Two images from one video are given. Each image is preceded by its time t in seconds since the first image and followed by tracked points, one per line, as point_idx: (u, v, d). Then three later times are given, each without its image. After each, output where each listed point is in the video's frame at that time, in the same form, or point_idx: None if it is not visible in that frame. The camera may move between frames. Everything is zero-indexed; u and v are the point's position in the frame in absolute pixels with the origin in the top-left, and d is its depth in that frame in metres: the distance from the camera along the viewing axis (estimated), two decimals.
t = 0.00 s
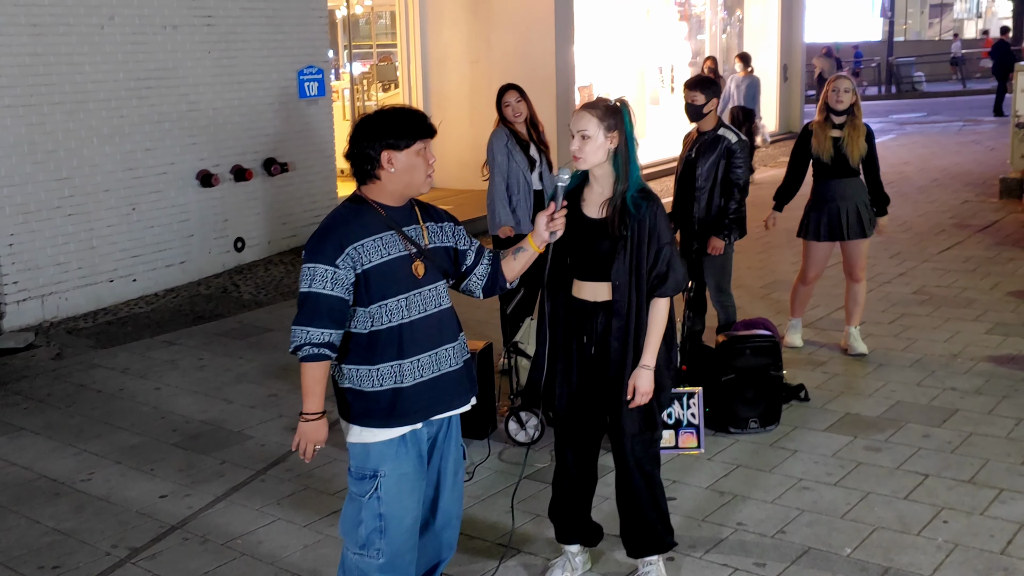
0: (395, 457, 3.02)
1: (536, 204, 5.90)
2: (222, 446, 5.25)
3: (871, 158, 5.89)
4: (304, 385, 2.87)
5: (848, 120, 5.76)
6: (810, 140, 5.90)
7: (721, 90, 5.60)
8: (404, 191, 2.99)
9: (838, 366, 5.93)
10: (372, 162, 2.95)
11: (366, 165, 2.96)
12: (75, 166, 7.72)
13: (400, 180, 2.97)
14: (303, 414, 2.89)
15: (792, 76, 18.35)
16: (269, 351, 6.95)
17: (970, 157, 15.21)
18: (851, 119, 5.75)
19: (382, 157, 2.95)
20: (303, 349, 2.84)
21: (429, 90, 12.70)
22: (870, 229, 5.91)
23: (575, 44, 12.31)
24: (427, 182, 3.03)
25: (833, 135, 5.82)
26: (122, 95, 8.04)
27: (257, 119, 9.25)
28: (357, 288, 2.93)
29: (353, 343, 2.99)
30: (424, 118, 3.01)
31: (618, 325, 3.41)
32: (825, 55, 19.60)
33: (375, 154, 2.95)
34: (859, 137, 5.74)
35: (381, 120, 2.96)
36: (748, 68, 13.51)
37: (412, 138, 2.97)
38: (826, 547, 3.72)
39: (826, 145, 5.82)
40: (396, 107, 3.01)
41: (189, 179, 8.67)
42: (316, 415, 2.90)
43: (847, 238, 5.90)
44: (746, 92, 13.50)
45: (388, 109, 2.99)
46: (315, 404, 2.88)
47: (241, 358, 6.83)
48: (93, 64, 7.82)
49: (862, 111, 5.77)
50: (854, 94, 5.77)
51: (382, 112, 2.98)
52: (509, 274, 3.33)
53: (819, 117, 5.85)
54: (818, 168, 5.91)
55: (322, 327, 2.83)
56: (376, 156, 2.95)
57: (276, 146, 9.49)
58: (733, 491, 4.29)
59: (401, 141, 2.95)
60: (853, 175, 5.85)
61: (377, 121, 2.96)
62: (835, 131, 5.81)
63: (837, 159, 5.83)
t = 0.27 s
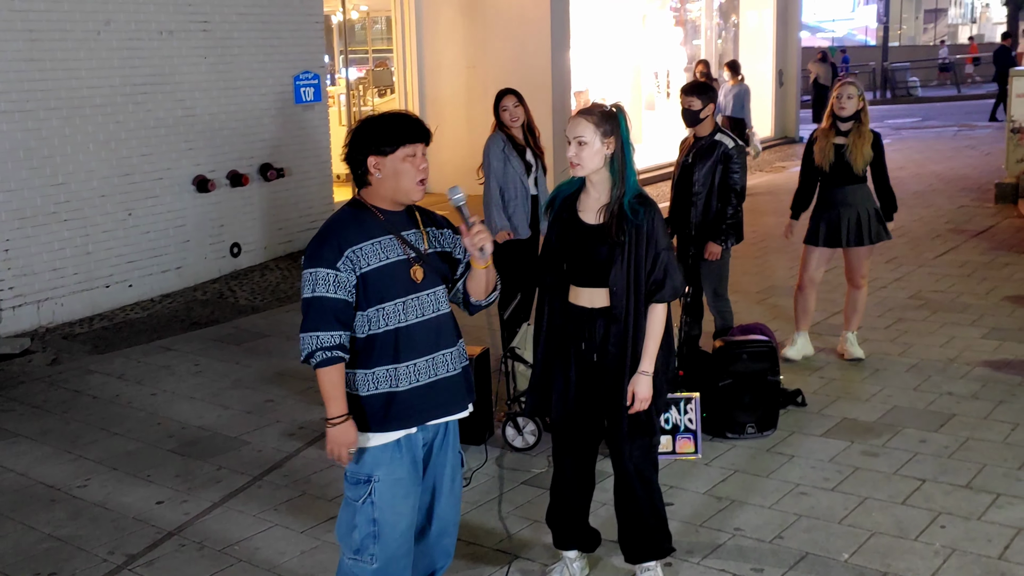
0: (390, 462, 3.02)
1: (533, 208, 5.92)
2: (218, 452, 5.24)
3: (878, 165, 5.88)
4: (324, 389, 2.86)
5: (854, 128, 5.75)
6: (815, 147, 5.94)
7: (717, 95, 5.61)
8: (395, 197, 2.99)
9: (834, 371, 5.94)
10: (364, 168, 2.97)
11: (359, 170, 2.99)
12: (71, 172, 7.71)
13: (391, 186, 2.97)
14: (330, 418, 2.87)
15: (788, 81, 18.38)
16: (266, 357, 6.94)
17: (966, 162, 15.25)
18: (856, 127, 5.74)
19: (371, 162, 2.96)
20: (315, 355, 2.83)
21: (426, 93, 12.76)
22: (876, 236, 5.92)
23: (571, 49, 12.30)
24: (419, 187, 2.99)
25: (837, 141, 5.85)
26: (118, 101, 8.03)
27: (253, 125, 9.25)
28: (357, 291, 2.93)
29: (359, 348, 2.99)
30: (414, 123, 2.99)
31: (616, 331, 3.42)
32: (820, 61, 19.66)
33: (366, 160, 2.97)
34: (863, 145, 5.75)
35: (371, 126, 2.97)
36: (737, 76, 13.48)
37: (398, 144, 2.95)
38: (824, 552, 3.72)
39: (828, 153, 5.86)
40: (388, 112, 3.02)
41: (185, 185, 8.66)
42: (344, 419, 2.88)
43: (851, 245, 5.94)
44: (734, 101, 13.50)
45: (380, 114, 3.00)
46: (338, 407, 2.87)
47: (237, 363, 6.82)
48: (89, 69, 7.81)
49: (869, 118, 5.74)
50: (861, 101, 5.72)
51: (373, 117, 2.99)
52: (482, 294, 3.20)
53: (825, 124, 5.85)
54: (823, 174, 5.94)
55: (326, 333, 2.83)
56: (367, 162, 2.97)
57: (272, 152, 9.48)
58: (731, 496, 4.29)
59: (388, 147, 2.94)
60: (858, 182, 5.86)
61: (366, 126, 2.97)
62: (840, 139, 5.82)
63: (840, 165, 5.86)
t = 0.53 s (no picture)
0: (386, 469, 3.01)
1: (521, 216, 5.89)
2: (214, 458, 5.23)
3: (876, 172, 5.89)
4: (337, 392, 2.85)
5: (853, 133, 5.80)
6: (814, 153, 5.96)
7: (713, 100, 5.62)
8: (395, 204, 2.99)
9: (829, 375, 5.95)
10: (363, 174, 2.96)
11: (357, 177, 2.96)
12: (64, 177, 7.69)
13: (393, 193, 2.97)
14: (349, 418, 2.85)
15: (780, 86, 18.43)
16: (261, 362, 6.93)
17: (959, 167, 15.30)
18: (855, 132, 5.79)
19: (372, 169, 2.95)
20: (319, 363, 2.83)
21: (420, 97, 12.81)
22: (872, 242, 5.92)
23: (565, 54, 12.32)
24: (420, 194, 3.00)
25: (836, 147, 5.87)
26: (112, 106, 8.02)
27: (247, 130, 9.24)
28: (354, 298, 2.92)
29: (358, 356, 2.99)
30: (415, 130, 3.00)
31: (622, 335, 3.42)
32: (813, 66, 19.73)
33: (366, 166, 2.95)
34: (862, 150, 5.78)
35: (373, 132, 2.96)
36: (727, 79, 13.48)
37: (401, 150, 2.95)
38: (821, 557, 3.72)
39: (826, 158, 5.89)
40: (387, 119, 3.01)
41: (179, 190, 8.64)
42: (364, 416, 2.86)
43: (847, 250, 5.95)
44: (724, 106, 13.53)
45: (379, 121, 2.99)
46: (355, 406, 2.85)
47: (232, 369, 6.80)
48: (82, 75, 7.79)
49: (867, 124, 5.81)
50: (859, 108, 5.79)
51: (374, 123, 2.98)
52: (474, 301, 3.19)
53: (824, 129, 5.90)
54: (820, 179, 5.96)
55: (327, 342, 2.83)
56: (366, 168, 2.95)
57: (267, 157, 9.47)
58: (728, 501, 4.29)
59: (391, 153, 2.94)
60: (856, 188, 5.86)
61: (367, 133, 2.95)
62: (839, 144, 5.86)
63: (839, 171, 5.88)
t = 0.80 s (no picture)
0: (391, 472, 3.00)
1: (508, 220, 5.86)
2: (210, 462, 5.21)
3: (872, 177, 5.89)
4: (319, 404, 2.83)
5: (850, 136, 5.82)
6: (812, 155, 5.98)
7: (709, 103, 5.63)
8: (397, 207, 2.99)
9: (826, 377, 5.96)
10: (366, 178, 2.95)
11: (360, 179, 2.96)
12: (58, 180, 7.67)
13: (394, 197, 2.97)
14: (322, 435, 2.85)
15: (773, 88, 18.48)
16: (257, 366, 6.91)
17: (951, 170, 15.35)
18: (851, 136, 5.80)
19: (376, 173, 2.94)
20: (314, 369, 2.81)
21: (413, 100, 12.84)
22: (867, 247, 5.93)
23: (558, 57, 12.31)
24: (420, 198, 3.01)
25: (833, 150, 5.89)
26: (106, 109, 8.00)
27: (242, 133, 9.22)
28: (358, 302, 2.91)
29: (358, 361, 2.98)
30: (418, 135, 3.00)
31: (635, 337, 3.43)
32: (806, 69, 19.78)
33: (369, 170, 2.95)
34: (859, 154, 5.80)
35: (376, 136, 2.96)
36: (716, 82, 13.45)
37: (404, 154, 2.95)
38: (820, 560, 3.73)
39: (823, 160, 5.91)
40: (389, 122, 3.00)
41: (173, 193, 8.62)
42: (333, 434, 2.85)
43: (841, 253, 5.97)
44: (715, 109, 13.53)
45: (383, 124, 2.98)
46: (332, 423, 2.84)
47: (228, 373, 6.78)
48: (76, 78, 7.77)
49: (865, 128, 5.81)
50: (858, 110, 5.81)
51: (377, 126, 2.98)
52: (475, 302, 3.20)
53: (822, 131, 5.92)
54: (817, 182, 5.97)
55: (331, 349, 2.81)
56: (369, 171, 2.95)
57: (261, 160, 9.46)
58: (726, 504, 4.29)
59: (395, 156, 2.94)
60: (852, 192, 5.88)
61: (371, 136, 2.95)
62: (837, 147, 5.88)
63: (836, 174, 5.89)
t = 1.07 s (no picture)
0: (387, 472, 2.99)
1: (499, 221, 5.85)
2: (205, 462, 5.19)
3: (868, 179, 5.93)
4: (321, 404, 2.83)
5: (849, 136, 5.83)
6: (810, 153, 5.96)
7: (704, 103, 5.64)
8: (395, 207, 2.98)
9: (820, 377, 5.97)
10: (365, 177, 2.94)
11: (358, 179, 2.95)
12: (51, 180, 7.64)
13: (393, 197, 2.97)
14: (327, 435, 2.84)
15: (765, 89, 18.51)
16: (251, 366, 6.89)
17: (943, 170, 15.40)
18: (851, 135, 5.82)
19: (374, 172, 2.93)
20: (314, 369, 2.80)
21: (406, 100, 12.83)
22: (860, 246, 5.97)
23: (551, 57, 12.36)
24: (418, 198, 3.00)
25: (832, 149, 5.89)
26: (99, 108, 7.97)
27: (235, 133, 9.20)
28: (355, 301, 2.91)
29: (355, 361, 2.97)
30: (418, 135, 3.00)
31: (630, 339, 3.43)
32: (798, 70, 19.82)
33: (368, 169, 2.94)
34: (858, 154, 5.82)
35: (375, 135, 2.95)
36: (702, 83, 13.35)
37: (403, 153, 2.95)
38: (817, 559, 3.73)
39: (822, 159, 5.89)
40: (388, 122, 3.00)
41: (166, 193, 8.59)
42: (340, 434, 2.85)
43: (836, 253, 5.99)
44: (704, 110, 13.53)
45: (382, 123, 2.98)
46: (337, 423, 2.84)
47: (222, 373, 6.76)
48: (69, 77, 7.74)
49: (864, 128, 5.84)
50: (858, 110, 5.82)
51: (376, 126, 2.97)
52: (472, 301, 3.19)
53: (821, 129, 5.90)
54: (814, 180, 5.96)
55: (330, 349, 2.81)
56: (368, 171, 2.94)
57: (254, 160, 9.43)
58: (722, 503, 4.29)
59: (394, 156, 2.93)
60: (848, 191, 5.90)
61: (369, 136, 2.95)
62: (836, 146, 5.88)
63: (835, 173, 5.89)
